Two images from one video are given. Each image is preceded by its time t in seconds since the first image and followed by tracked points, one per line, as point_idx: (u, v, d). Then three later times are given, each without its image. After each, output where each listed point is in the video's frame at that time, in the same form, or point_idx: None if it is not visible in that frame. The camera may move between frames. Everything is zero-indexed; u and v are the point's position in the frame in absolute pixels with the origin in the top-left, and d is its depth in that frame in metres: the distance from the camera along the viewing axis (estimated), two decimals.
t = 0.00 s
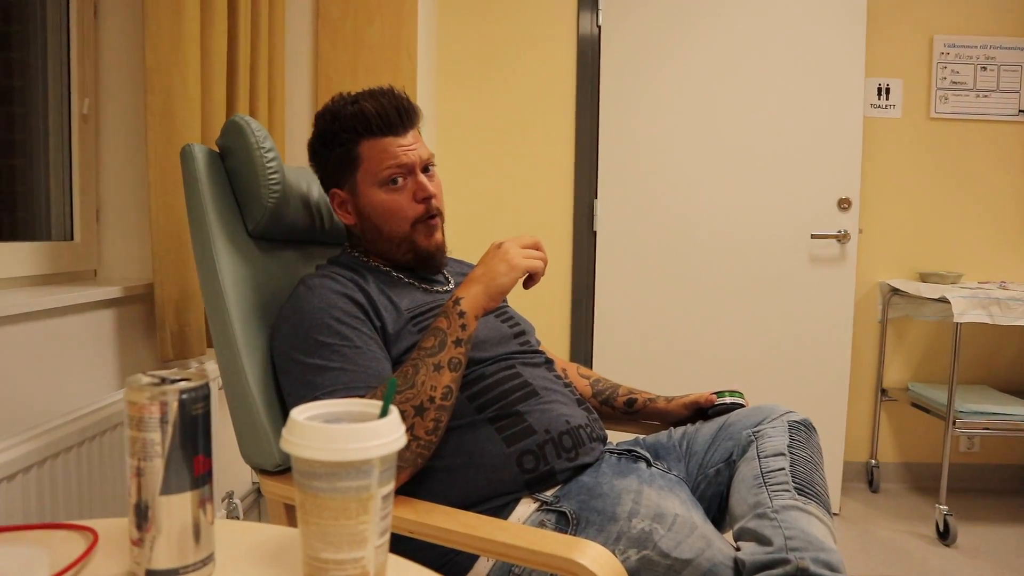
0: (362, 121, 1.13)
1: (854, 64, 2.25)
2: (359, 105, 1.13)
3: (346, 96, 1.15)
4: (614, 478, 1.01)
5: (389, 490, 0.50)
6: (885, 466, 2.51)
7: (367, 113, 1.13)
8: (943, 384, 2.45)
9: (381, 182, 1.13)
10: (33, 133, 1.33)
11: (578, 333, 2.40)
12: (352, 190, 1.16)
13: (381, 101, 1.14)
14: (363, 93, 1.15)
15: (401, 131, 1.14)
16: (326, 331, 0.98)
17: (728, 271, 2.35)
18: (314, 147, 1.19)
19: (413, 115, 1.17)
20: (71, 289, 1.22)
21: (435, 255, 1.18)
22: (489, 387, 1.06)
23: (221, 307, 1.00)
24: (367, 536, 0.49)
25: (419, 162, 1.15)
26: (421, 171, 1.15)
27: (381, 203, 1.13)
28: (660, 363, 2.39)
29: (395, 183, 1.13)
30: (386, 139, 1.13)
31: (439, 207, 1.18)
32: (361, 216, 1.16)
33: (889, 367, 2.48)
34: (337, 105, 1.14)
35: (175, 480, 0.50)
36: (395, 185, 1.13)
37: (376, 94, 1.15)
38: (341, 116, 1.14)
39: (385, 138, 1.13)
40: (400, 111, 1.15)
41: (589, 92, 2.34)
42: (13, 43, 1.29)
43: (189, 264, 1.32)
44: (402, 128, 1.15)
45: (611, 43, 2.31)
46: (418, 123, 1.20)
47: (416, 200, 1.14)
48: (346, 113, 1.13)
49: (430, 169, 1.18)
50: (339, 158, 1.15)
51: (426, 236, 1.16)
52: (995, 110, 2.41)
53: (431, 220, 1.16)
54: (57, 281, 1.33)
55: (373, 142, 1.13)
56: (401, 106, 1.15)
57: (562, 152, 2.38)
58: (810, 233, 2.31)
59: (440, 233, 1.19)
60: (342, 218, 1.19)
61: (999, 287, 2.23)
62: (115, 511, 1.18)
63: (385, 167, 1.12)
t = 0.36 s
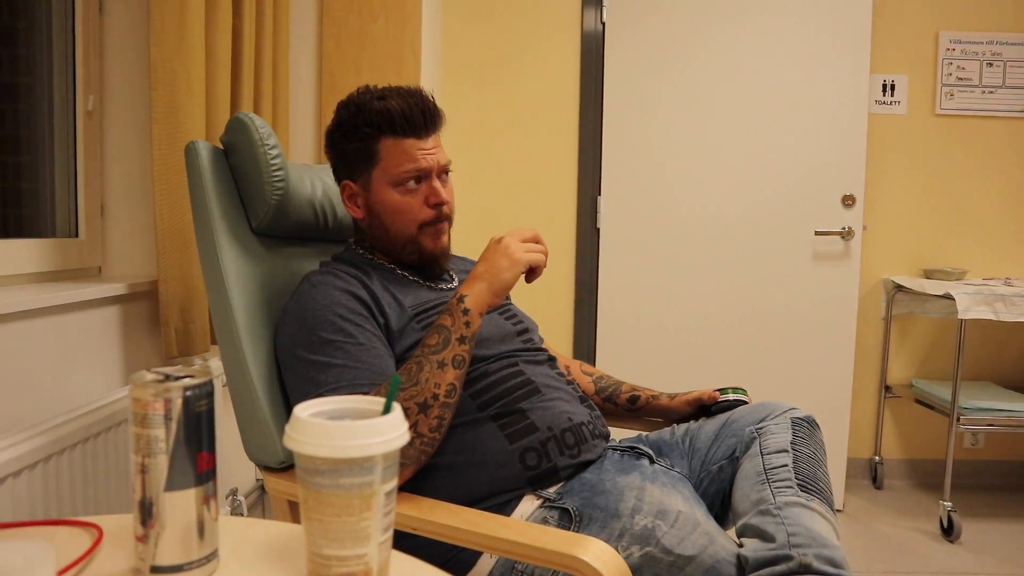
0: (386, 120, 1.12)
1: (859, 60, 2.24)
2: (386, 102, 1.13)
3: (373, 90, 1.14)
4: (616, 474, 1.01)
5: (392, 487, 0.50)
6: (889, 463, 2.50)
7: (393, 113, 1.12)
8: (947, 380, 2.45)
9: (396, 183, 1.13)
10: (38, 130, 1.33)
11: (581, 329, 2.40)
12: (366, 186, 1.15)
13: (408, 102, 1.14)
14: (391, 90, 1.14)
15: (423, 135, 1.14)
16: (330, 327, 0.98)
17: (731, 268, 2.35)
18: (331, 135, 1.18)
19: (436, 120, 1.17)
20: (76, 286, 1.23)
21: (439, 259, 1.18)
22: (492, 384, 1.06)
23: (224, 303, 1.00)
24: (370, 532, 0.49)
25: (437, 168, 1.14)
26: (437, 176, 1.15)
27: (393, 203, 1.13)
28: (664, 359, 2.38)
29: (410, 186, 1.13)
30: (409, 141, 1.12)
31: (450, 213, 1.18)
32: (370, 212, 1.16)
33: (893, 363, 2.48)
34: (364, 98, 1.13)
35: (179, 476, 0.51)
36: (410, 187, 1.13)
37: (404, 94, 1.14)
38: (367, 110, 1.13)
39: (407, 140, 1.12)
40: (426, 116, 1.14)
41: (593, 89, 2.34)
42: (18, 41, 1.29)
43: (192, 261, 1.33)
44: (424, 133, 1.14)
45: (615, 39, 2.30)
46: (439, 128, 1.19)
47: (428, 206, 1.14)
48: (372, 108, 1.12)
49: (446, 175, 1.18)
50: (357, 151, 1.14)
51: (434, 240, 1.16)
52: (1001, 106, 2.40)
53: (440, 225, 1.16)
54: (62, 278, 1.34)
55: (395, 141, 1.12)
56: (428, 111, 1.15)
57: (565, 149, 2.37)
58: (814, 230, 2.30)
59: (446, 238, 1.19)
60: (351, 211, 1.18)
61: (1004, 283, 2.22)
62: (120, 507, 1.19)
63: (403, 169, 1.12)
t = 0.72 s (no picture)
0: (397, 114, 1.12)
1: (852, 53, 2.24)
2: (401, 96, 1.12)
3: (391, 83, 1.14)
4: (614, 468, 1.01)
5: (387, 483, 0.50)
6: (885, 454, 2.51)
7: (407, 109, 1.12)
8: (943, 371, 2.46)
9: (400, 177, 1.12)
10: (29, 130, 1.33)
11: (577, 324, 2.40)
12: (371, 179, 1.15)
13: (424, 100, 1.13)
14: (409, 87, 1.14)
15: (434, 134, 1.13)
16: (326, 324, 0.98)
17: (727, 262, 2.35)
18: (345, 123, 1.18)
19: (450, 122, 1.16)
20: (69, 286, 1.22)
21: (436, 258, 1.17)
22: (489, 380, 1.06)
23: (219, 301, 1.00)
24: (366, 528, 0.49)
25: (444, 168, 1.14)
26: (443, 176, 1.15)
27: (394, 196, 1.13)
28: (660, 354, 2.39)
29: (414, 182, 1.12)
30: (418, 139, 1.12)
31: (452, 215, 1.17)
32: (372, 205, 1.16)
33: (889, 355, 2.48)
34: (382, 91, 1.13)
35: (173, 474, 0.50)
36: (414, 183, 1.13)
37: (421, 91, 1.14)
38: (381, 101, 1.12)
39: (417, 137, 1.12)
40: (439, 117, 1.14)
41: (587, 83, 2.33)
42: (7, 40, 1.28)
43: (187, 260, 1.32)
44: (435, 133, 1.14)
45: (609, 34, 2.30)
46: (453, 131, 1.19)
47: (429, 204, 1.14)
48: (386, 101, 1.12)
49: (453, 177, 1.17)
50: (366, 142, 1.14)
51: (432, 238, 1.15)
52: (995, 97, 2.40)
53: (439, 225, 1.15)
54: (55, 278, 1.33)
55: (404, 137, 1.12)
56: (443, 112, 1.14)
57: (560, 144, 2.37)
58: (809, 222, 2.30)
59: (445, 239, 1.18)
60: (354, 200, 1.19)
61: (999, 274, 2.22)
62: (115, 507, 1.18)
63: (408, 165, 1.12)
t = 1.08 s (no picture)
0: (386, 94, 1.13)
1: (854, 40, 2.23)
2: (387, 78, 1.14)
3: (373, 70, 1.15)
4: (614, 458, 1.01)
5: (387, 473, 0.50)
6: (886, 443, 2.51)
7: (393, 87, 1.13)
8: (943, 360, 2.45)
9: (396, 156, 1.13)
10: (28, 121, 1.32)
11: (578, 314, 2.40)
12: (365, 163, 1.15)
13: (408, 78, 1.15)
14: (392, 70, 1.16)
15: (423, 110, 1.15)
16: (325, 314, 0.97)
17: (727, 251, 2.34)
18: (332, 116, 1.18)
19: (437, 98, 1.18)
20: (69, 278, 1.22)
21: (438, 238, 1.18)
22: (489, 370, 1.06)
23: (218, 292, 1.00)
24: (366, 518, 0.49)
25: (437, 142, 1.15)
26: (437, 151, 1.16)
27: (393, 175, 1.13)
28: (661, 343, 2.39)
29: (410, 159, 1.13)
30: (409, 115, 1.13)
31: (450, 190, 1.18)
32: (370, 188, 1.16)
33: (890, 344, 2.48)
34: (366, 76, 1.14)
35: (173, 465, 0.50)
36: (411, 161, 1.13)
37: (405, 71, 1.16)
38: (368, 86, 1.14)
39: (407, 113, 1.13)
40: (426, 92, 1.15)
41: (587, 73, 2.32)
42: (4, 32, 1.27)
43: (186, 252, 1.32)
44: (424, 109, 1.15)
45: (609, 23, 2.28)
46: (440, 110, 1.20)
47: (428, 178, 1.14)
48: (372, 84, 1.13)
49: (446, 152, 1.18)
50: (358, 127, 1.15)
51: (433, 215, 1.16)
52: (997, 85, 2.38)
53: (439, 201, 1.16)
54: (55, 271, 1.33)
55: (394, 116, 1.13)
56: (428, 87, 1.16)
57: (560, 134, 2.36)
58: (809, 212, 2.30)
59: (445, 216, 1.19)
60: (351, 190, 1.18)
61: (1000, 262, 2.22)
62: (117, 498, 1.19)
63: (402, 141, 1.12)
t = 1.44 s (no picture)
0: (371, 89, 1.15)
1: (850, 38, 2.23)
2: (369, 74, 1.16)
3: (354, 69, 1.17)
4: (611, 455, 1.01)
5: (383, 470, 0.50)
6: (882, 439, 2.52)
7: (377, 81, 1.15)
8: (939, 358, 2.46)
9: (387, 148, 1.14)
10: (23, 118, 1.32)
11: (575, 312, 2.40)
12: (357, 160, 1.16)
13: (389, 70, 1.17)
14: (372, 66, 1.18)
15: (408, 101, 1.17)
16: (322, 310, 0.97)
17: (724, 249, 2.35)
18: (318, 118, 1.20)
19: (419, 89, 1.20)
20: (64, 275, 1.21)
21: (437, 228, 1.19)
22: (486, 367, 1.06)
23: (214, 289, 0.99)
24: (362, 516, 0.49)
25: (426, 131, 1.16)
26: (427, 140, 1.17)
27: (386, 168, 1.14)
28: (657, 341, 2.39)
29: (402, 150, 1.14)
30: (396, 106, 1.15)
31: (443, 178, 1.19)
32: (365, 184, 1.16)
33: (886, 342, 2.49)
34: (347, 75, 1.16)
35: (168, 462, 0.50)
36: (402, 152, 1.14)
37: (386, 66, 1.17)
38: (351, 84, 1.15)
39: (394, 105, 1.15)
40: (409, 82, 1.17)
41: (584, 70, 2.32)
42: None
43: (182, 249, 1.32)
44: (410, 99, 1.17)
45: (606, 21, 2.28)
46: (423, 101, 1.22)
47: (422, 167, 1.16)
48: (355, 82, 1.15)
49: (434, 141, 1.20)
50: (347, 125, 1.16)
51: (429, 205, 1.17)
52: (992, 83, 2.39)
53: (433, 190, 1.17)
54: (51, 268, 1.32)
55: (381, 110, 1.15)
56: (409, 77, 1.18)
57: (557, 132, 2.36)
58: (806, 209, 2.30)
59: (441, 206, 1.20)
60: (345, 189, 1.19)
61: (995, 260, 2.22)
62: (113, 496, 1.18)
63: (392, 133, 1.14)
